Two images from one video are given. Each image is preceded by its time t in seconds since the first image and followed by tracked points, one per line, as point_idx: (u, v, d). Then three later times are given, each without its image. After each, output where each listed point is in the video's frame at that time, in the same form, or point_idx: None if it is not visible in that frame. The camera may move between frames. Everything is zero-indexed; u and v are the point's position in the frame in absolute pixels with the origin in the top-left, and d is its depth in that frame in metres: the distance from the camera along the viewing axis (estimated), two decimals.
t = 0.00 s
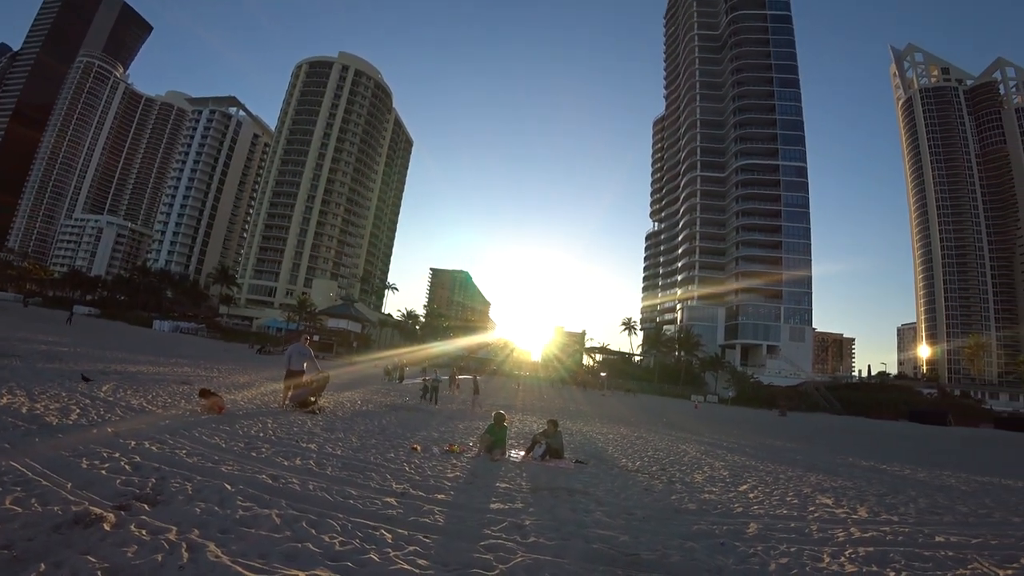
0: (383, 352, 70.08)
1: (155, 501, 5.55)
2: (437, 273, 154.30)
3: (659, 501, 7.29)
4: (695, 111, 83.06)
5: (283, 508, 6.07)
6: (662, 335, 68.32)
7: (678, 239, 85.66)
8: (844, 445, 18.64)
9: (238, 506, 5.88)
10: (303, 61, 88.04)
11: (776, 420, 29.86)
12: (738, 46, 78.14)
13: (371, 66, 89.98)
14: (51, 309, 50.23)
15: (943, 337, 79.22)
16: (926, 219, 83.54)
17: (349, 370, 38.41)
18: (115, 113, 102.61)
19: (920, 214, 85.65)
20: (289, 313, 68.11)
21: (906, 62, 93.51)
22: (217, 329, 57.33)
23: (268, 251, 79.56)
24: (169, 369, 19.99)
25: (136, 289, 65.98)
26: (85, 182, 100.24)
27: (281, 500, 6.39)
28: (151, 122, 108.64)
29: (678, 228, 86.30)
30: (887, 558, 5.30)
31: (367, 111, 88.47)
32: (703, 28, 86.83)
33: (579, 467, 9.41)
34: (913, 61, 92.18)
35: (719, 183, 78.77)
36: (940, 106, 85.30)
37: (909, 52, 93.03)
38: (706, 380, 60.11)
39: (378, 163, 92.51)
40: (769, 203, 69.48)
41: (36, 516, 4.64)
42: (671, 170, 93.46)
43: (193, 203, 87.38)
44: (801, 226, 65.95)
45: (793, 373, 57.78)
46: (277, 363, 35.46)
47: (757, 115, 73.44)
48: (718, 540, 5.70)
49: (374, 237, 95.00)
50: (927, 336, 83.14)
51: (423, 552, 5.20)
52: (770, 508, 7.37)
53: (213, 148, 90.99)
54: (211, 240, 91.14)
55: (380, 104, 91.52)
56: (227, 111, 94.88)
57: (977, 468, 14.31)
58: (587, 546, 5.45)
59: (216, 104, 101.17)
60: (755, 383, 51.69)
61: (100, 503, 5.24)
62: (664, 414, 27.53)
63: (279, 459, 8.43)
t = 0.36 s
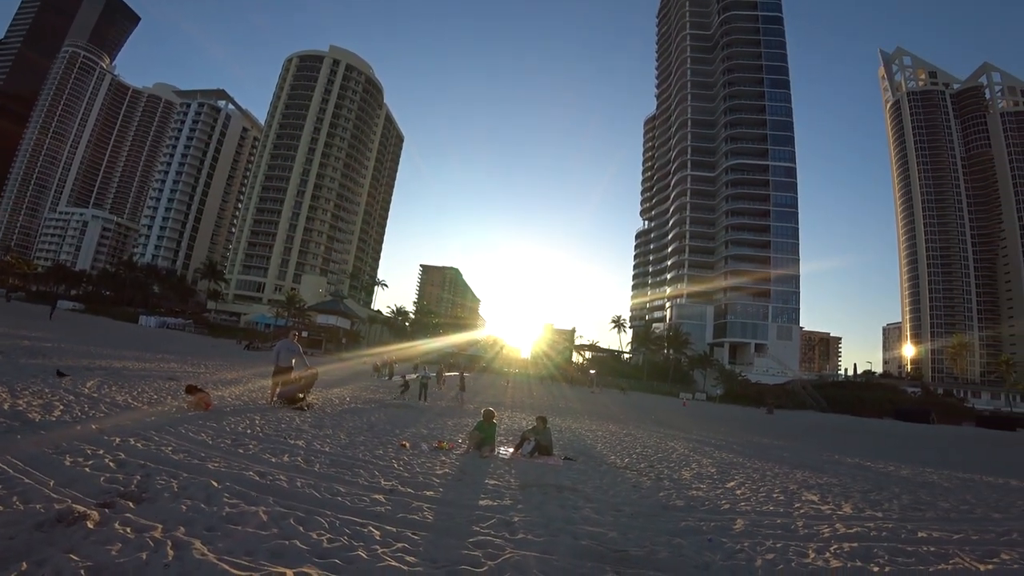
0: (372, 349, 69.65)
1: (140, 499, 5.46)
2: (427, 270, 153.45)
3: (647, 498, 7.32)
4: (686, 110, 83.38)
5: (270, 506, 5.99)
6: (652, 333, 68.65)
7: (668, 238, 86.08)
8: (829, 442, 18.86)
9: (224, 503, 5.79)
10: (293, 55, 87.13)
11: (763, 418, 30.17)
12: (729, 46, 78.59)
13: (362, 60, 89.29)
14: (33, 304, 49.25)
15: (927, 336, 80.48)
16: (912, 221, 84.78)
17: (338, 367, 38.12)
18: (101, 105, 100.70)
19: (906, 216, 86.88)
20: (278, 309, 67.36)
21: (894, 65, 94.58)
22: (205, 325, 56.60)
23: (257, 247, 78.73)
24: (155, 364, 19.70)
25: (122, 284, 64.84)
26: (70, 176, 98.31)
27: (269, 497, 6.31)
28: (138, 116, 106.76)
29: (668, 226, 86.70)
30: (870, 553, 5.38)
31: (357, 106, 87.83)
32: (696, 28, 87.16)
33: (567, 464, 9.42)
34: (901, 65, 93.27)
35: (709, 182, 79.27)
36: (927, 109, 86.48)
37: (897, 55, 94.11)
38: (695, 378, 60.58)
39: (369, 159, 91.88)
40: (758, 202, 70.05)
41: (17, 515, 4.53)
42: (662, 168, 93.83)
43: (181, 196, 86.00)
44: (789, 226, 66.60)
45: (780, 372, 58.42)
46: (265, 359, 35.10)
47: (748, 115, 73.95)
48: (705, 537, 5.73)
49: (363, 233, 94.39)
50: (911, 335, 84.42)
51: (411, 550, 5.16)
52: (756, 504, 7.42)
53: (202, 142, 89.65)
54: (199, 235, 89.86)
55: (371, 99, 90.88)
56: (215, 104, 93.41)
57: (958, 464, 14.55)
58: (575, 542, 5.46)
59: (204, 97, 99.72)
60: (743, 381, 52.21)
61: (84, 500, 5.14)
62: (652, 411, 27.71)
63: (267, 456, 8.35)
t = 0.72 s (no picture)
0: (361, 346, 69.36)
1: (124, 497, 5.35)
2: (416, 266, 152.43)
3: (635, 494, 7.35)
4: (675, 108, 83.77)
5: (258, 503, 5.91)
6: (640, 330, 68.97)
7: (657, 235, 86.50)
8: (814, 439, 19.11)
9: (210, 501, 5.70)
10: (282, 48, 86.17)
11: (750, 415, 30.45)
12: (719, 45, 79.03)
13: (352, 55, 88.57)
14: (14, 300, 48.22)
15: (911, 335, 81.77)
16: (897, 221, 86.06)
17: (325, 363, 37.77)
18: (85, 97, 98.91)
19: (891, 216, 88.17)
20: (265, 305, 66.67)
21: (881, 67, 95.74)
22: (191, 321, 55.85)
23: (244, 242, 77.80)
24: (139, 361, 19.34)
25: (106, 280, 63.69)
26: (52, 170, 96.48)
27: (256, 495, 6.23)
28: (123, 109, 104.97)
29: (657, 224, 87.15)
30: (855, 548, 5.44)
31: (347, 101, 87.12)
32: (686, 27, 87.48)
33: (556, 460, 9.43)
34: (888, 66, 94.40)
35: (698, 181, 79.76)
36: (913, 111, 87.74)
37: (884, 57, 95.35)
38: (683, 375, 61.07)
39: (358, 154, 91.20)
40: (746, 201, 70.66)
41: None
42: (651, 166, 94.23)
43: (167, 191, 84.65)
44: (777, 224, 67.27)
45: (767, 369, 59.03)
46: (252, 355, 34.74)
47: (737, 115, 74.44)
48: (692, 532, 5.76)
49: (352, 228, 93.66)
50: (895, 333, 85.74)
51: (399, 547, 5.13)
52: (743, 500, 7.48)
53: (189, 135, 88.20)
54: (185, 230, 88.55)
55: (361, 94, 90.20)
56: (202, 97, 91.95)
57: (938, 460, 14.80)
58: (564, 539, 5.46)
59: (190, 90, 98.21)
60: (731, 379, 52.68)
61: (65, 499, 5.02)
62: (640, 408, 27.81)
63: (254, 454, 8.25)
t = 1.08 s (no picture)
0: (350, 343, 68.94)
1: (109, 496, 5.25)
2: (406, 263, 151.62)
3: (623, 490, 7.37)
4: (666, 107, 84.08)
5: (245, 501, 5.83)
6: (629, 327, 69.29)
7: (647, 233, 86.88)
8: (800, 435, 19.36)
9: (197, 499, 5.61)
10: (271, 42, 85.20)
11: (737, 412, 30.76)
12: (710, 44, 79.41)
13: (342, 50, 87.80)
14: None
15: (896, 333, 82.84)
16: (883, 221, 87.22)
17: (313, 360, 37.48)
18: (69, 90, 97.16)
19: (878, 216, 89.36)
20: (253, 301, 65.99)
21: (869, 68, 96.85)
22: (178, 317, 55.07)
23: (232, 237, 76.88)
24: (123, 358, 19.04)
25: (91, 276, 62.59)
26: (35, 163, 94.63)
27: (243, 492, 6.15)
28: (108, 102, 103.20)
29: (647, 222, 87.53)
30: (839, 542, 5.50)
31: (337, 95, 86.37)
32: (677, 26, 87.75)
33: (545, 457, 9.44)
34: (876, 68, 95.52)
35: (687, 179, 80.18)
36: (899, 112, 88.90)
37: (872, 59, 96.47)
38: (672, 372, 61.51)
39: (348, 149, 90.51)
40: (735, 200, 71.22)
41: None
42: (641, 165, 94.58)
43: (153, 185, 83.38)
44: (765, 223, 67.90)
45: (754, 366, 59.68)
46: (238, 352, 34.34)
47: (726, 114, 74.88)
48: (680, 528, 5.79)
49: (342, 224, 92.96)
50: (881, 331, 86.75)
51: (388, 544, 5.08)
52: (730, 495, 7.54)
53: (176, 129, 86.84)
54: (172, 225, 87.31)
55: (351, 89, 89.49)
56: (189, 90, 90.58)
57: (921, 456, 15.06)
58: (552, 535, 5.45)
59: (177, 83, 96.72)
60: (719, 376, 53.16)
61: (48, 498, 4.93)
62: (628, 404, 28.00)
63: (241, 451, 8.15)
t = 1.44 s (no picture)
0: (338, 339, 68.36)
1: (90, 496, 5.11)
2: (394, 259, 150.66)
3: (610, 486, 7.37)
4: (654, 104, 84.37)
5: (230, 500, 5.71)
6: (616, 324, 69.60)
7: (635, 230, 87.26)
8: (784, 430, 19.64)
9: (180, 498, 5.49)
10: (258, 34, 83.96)
11: (723, 408, 31.10)
12: (699, 42, 79.76)
13: (330, 44, 86.77)
14: None
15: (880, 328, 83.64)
16: (868, 219, 88.49)
17: (299, 357, 37.12)
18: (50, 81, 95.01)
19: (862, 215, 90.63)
20: (239, 298, 65.15)
21: (855, 68, 97.91)
22: (162, 314, 54.16)
23: (218, 233, 75.82)
24: (106, 354, 18.70)
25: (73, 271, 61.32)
26: (14, 156, 92.43)
27: (228, 491, 6.02)
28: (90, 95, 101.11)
29: (635, 218, 87.90)
30: (825, 536, 5.55)
31: (324, 90, 85.39)
32: (666, 23, 87.96)
33: (532, 454, 9.42)
34: (862, 68, 96.60)
35: (676, 177, 80.62)
36: (884, 111, 90.02)
37: (858, 58, 97.56)
38: (659, 368, 61.99)
39: (336, 144, 89.56)
40: (723, 197, 71.78)
41: None
42: (630, 161, 94.93)
43: (137, 179, 81.85)
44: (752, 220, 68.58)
45: (741, 362, 60.37)
46: (222, 348, 33.88)
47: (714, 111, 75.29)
48: (667, 522, 5.81)
49: (329, 220, 92.06)
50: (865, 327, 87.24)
51: (375, 542, 5.01)
52: (717, 490, 7.59)
53: (160, 123, 85.26)
54: (157, 220, 85.81)
55: (339, 84, 88.52)
56: (174, 83, 88.92)
57: (903, 450, 15.32)
58: (540, 531, 5.43)
59: (161, 75, 94.88)
60: (705, 372, 53.72)
61: (27, 498, 4.78)
62: (616, 400, 28.19)
63: (226, 449, 8.01)
